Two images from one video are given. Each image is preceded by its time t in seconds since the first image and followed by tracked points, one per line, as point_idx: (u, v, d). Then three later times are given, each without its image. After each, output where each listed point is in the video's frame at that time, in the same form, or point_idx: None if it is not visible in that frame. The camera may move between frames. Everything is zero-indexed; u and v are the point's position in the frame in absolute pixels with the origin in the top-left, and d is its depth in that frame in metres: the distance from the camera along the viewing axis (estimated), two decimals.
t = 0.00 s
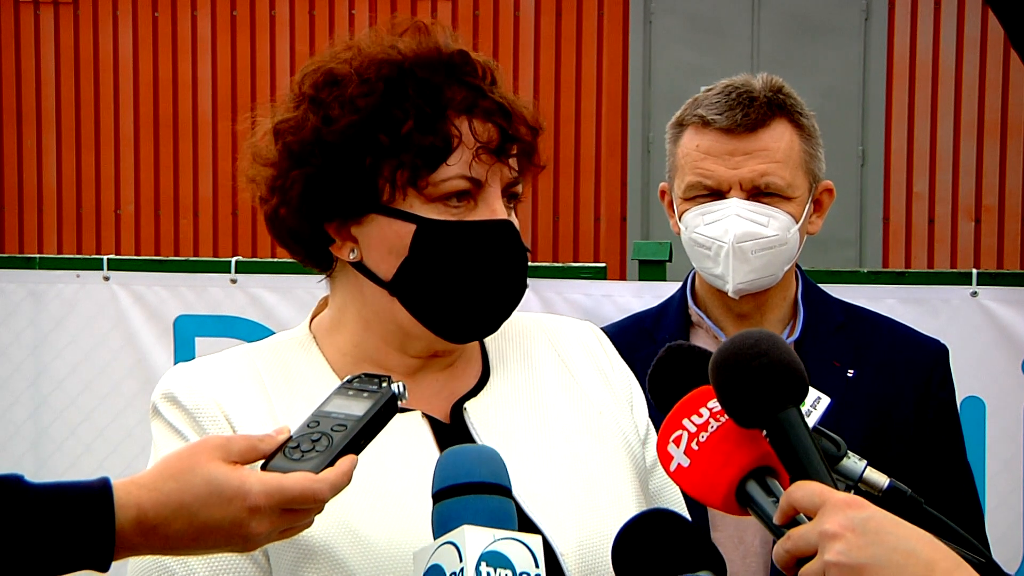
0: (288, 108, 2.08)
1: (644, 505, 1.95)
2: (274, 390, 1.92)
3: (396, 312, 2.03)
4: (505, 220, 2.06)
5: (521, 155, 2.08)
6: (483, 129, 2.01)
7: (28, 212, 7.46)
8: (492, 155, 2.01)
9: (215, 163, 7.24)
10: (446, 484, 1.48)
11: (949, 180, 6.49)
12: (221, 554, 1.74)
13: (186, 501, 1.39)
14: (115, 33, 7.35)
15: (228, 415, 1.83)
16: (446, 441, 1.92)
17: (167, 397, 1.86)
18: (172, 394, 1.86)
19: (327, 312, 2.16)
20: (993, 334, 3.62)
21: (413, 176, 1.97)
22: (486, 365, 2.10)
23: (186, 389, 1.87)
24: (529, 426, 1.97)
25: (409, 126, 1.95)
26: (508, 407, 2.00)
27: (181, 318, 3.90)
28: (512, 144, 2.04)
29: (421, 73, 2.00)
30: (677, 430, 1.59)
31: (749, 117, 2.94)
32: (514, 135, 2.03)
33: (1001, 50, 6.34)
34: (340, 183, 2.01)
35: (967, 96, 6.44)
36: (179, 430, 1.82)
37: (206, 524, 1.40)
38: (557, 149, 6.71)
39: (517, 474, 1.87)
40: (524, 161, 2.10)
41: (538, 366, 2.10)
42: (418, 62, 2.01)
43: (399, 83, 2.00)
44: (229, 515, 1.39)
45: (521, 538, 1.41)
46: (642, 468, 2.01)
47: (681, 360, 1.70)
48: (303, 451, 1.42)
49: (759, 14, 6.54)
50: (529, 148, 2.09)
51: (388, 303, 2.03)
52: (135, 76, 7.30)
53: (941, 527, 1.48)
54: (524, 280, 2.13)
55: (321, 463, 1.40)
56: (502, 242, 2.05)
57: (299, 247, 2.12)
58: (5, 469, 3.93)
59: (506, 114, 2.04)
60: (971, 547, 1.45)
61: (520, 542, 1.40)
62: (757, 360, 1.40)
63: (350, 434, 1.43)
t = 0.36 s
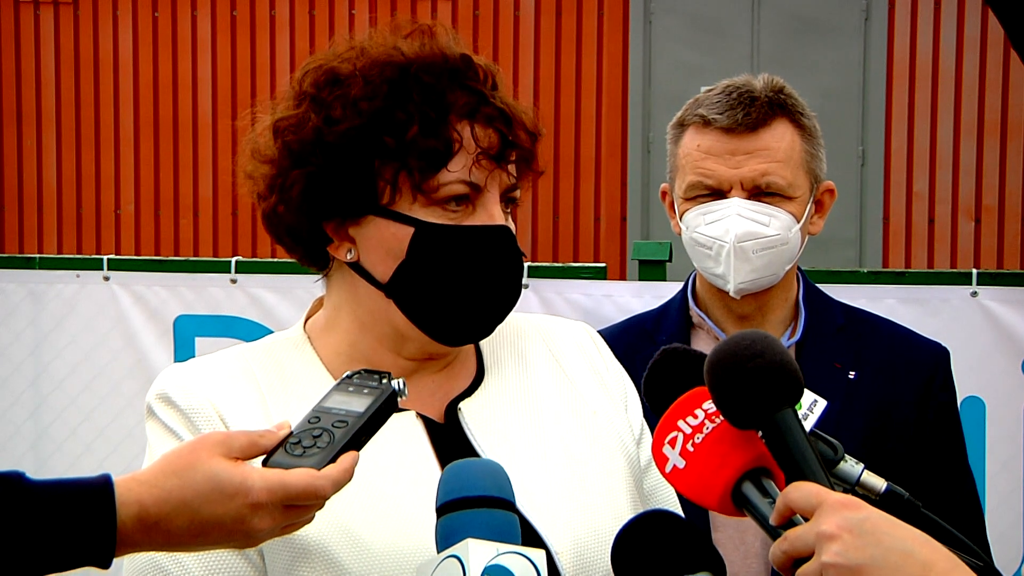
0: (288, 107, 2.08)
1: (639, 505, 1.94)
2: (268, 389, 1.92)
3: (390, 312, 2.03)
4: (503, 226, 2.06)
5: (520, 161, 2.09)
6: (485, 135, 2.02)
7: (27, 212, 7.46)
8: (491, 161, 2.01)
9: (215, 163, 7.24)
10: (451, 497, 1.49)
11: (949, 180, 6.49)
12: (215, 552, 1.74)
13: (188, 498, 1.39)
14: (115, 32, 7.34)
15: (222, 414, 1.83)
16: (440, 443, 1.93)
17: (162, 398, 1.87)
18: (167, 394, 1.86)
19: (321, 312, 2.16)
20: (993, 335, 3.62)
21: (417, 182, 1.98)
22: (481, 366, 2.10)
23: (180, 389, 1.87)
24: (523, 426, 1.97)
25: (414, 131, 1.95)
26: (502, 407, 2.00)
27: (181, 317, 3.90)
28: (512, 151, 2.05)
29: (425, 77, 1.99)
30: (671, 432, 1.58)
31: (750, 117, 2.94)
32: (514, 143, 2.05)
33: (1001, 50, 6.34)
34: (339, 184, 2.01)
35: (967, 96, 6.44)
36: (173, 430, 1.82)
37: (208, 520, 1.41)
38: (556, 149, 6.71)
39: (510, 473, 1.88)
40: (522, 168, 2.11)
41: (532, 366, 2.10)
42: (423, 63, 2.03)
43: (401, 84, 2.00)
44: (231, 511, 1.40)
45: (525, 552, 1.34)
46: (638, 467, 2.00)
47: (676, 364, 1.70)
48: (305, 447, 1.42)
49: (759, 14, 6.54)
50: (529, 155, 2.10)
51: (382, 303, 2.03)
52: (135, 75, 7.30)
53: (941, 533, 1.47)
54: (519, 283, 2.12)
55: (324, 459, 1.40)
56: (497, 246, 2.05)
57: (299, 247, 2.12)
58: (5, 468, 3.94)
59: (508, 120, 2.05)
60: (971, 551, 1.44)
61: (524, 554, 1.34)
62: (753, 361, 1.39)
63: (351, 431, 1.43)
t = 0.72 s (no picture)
0: (292, 104, 2.08)
1: (634, 505, 1.94)
2: (266, 388, 1.92)
3: (388, 312, 2.03)
4: (502, 228, 2.05)
5: (521, 163, 2.09)
6: (485, 137, 2.01)
7: (28, 212, 7.46)
8: (492, 163, 2.00)
9: (215, 163, 7.24)
10: (451, 496, 1.49)
11: (949, 180, 6.49)
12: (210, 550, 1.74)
13: (187, 494, 1.39)
14: (115, 33, 7.34)
15: (217, 413, 1.84)
16: (437, 442, 1.93)
17: (160, 396, 1.87)
18: (165, 392, 1.86)
19: (322, 311, 2.17)
20: (993, 335, 3.62)
21: (416, 181, 1.97)
22: (481, 365, 2.10)
23: (178, 387, 1.87)
24: (521, 425, 1.97)
25: (414, 131, 1.94)
26: (500, 406, 2.00)
27: (181, 317, 3.90)
28: (513, 153, 2.04)
29: (430, 79, 2.00)
30: (663, 432, 1.57)
31: (751, 117, 2.94)
32: (516, 144, 2.04)
33: (1001, 50, 6.34)
34: (341, 181, 2.01)
35: (967, 96, 6.44)
36: (171, 428, 1.82)
37: (207, 517, 1.40)
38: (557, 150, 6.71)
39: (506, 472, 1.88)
40: (523, 169, 2.11)
41: (533, 366, 2.10)
42: (425, 61, 2.03)
43: (403, 83, 2.00)
44: (231, 508, 1.39)
45: (526, 550, 1.36)
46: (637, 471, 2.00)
47: (667, 369, 1.70)
48: (305, 445, 1.42)
49: (759, 14, 6.54)
50: (530, 156, 2.09)
51: (380, 303, 2.03)
52: (135, 75, 7.30)
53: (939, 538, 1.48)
54: (518, 284, 2.12)
55: (324, 457, 1.40)
56: (497, 248, 2.05)
57: (299, 244, 2.12)
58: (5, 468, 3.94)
59: (509, 122, 2.04)
60: (968, 558, 1.45)
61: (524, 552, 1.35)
62: (745, 362, 1.39)
63: (351, 430, 1.43)
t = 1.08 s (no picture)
0: (290, 103, 2.08)
1: (634, 506, 1.94)
2: (267, 389, 1.92)
3: (388, 311, 2.03)
4: (502, 225, 2.06)
5: (521, 160, 2.09)
6: (486, 133, 2.02)
7: (28, 212, 7.47)
8: (493, 160, 2.01)
9: (215, 163, 7.24)
10: (447, 496, 1.49)
11: (949, 180, 6.49)
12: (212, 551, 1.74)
13: (181, 499, 1.39)
14: (115, 33, 7.35)
15: (219, 413, 1.83)
16: (438, 442, 1.93)
17: (161, 396, 1.87)
18: (165, 393, 1.86)
19: (322, 311, 2.17)
20: (993, 335, 3.62)
21: (415, 178, 1.97)
22: (481, 365, 2.11)
23: (179, 388, 1.86)
24: (521, 426, 1.97)
25: (413, 128, 1.95)
26: (500, 407, 2.00)
27: (180, 318, 3.90)
28: (513, 149, 2.05)
29: (432, 78, 2.00)
30: (661, 425, 1.58)
31: (750, 117, 2.94)
32: (515, 140, 2.04)
33: (1001, 50, 6.34)
34: (340, 179, 2.01)
35: (967, 96, 6.44)
36: (171, 429, 1.82)
37: (202, 521, 1.40)
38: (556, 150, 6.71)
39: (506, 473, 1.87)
40: (523, 166, 2.11)
41: (533, 367, 2.10)
42: (423, 62, 2.03)
43: (403, 82, 2.01)
44: (225, 513, 1.39)
45: (520, 550, 1.37)
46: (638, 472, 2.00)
47: (661, 371, 1.71)
48: (299, 450, 1.43)
49: (759, 14, 6.54)
50: (529, 153, 2.10)
51: (380, 301, 2.03)
52: (136, 75, 7.31)
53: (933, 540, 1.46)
54: (519, 279, 2.13)
55: (318, 463, 1.41)
56: (498, 245, 2.05)
57: (300, 245, 2.11)
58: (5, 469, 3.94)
59: (509, 118, 2.05)
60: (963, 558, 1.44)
61: (519, 554, 1.36)
62: (745, 358, 1.39)
63: (345, 435, 1.44)
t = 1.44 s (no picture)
0: (283, 104, 2.07)
1: (639, 504, 1.95)
2: (272, 389, 1.92)
3: (392, 309, 2.02)
4: (503, 220, 2.09)
5: (519, 157, 2.10)
6: (486, 129, 2.02)
7: (28, 212, 7.47)
8: (494, 156, 2.02)
9: (215, 163, 7.24)
10: (437, 493, 1.50)
11: (949, 180, 6.48)
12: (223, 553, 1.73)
13: (178, 502, 1.39)
14: (115, 32, 7.35)
15: (228, 415, 1.83)
16: (446, 443, 1.92)
17: (166, 399, 1.86)
18: (170, 396, 1.86)
19: (319, 312, 2.16)
20: (993, 335, 3.62)
21: (416, 175, 1.98)
22: (480, 366, 2.10)
23: (184, 390, 1.86)
24: (524, 426, 1.97)
25: (418, 126, 1.96)
26: (502, 408, 2.00)
27: (181, 318, 3.90)
28: (511, 146, 2.05)
29: (436, 75, 2.01)
30: (661, 426, 1.58)
31: (744, 117, 2.94)
32: (514, 137, 2.05)
33: (1001, 50, 6.34)
34: (342, 178, 2.01)
35: (967, 97, 6.44)
36: (177, 430, 1.82)
37: (199, 524, 1.40)
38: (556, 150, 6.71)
39: (515, 474, 1.87)
40: (521, 164, 2.11)
41: (531, 367, 2.10)
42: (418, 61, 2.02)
43: (402, 80, 2.00)
44: (223, 516, 1.39)
45: (513, 546, 1.37)
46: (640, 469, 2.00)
47: (655, 372, 1.70)
48: (296, 452, 1.43)
49: (759, 14, 6.53)
50: (527, 150, 2.09)
51: (384, 300, 2.03)
52: (136, 75, 7.30)
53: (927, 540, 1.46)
54: (517, 282, 2.15)
55: (314, 465, 1.40)
56: (497, 242, 2.08)
57: (301, 242, 2.09)
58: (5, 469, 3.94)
59: (507, 115, 2.06)
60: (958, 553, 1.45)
61: (512, 551, 1.36)
62: (746, 356, 1.40)
63: (342, 436, 1.44)
